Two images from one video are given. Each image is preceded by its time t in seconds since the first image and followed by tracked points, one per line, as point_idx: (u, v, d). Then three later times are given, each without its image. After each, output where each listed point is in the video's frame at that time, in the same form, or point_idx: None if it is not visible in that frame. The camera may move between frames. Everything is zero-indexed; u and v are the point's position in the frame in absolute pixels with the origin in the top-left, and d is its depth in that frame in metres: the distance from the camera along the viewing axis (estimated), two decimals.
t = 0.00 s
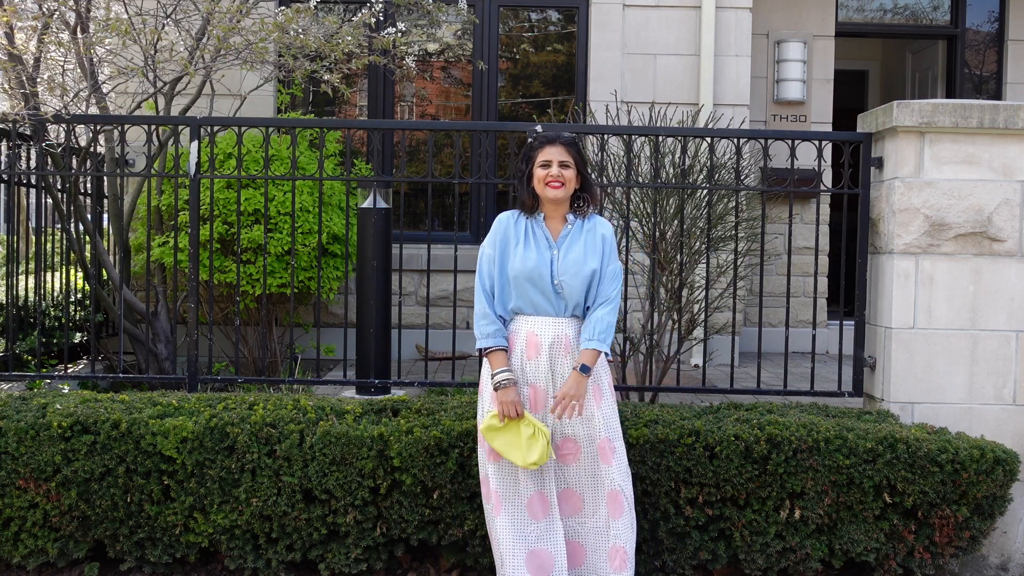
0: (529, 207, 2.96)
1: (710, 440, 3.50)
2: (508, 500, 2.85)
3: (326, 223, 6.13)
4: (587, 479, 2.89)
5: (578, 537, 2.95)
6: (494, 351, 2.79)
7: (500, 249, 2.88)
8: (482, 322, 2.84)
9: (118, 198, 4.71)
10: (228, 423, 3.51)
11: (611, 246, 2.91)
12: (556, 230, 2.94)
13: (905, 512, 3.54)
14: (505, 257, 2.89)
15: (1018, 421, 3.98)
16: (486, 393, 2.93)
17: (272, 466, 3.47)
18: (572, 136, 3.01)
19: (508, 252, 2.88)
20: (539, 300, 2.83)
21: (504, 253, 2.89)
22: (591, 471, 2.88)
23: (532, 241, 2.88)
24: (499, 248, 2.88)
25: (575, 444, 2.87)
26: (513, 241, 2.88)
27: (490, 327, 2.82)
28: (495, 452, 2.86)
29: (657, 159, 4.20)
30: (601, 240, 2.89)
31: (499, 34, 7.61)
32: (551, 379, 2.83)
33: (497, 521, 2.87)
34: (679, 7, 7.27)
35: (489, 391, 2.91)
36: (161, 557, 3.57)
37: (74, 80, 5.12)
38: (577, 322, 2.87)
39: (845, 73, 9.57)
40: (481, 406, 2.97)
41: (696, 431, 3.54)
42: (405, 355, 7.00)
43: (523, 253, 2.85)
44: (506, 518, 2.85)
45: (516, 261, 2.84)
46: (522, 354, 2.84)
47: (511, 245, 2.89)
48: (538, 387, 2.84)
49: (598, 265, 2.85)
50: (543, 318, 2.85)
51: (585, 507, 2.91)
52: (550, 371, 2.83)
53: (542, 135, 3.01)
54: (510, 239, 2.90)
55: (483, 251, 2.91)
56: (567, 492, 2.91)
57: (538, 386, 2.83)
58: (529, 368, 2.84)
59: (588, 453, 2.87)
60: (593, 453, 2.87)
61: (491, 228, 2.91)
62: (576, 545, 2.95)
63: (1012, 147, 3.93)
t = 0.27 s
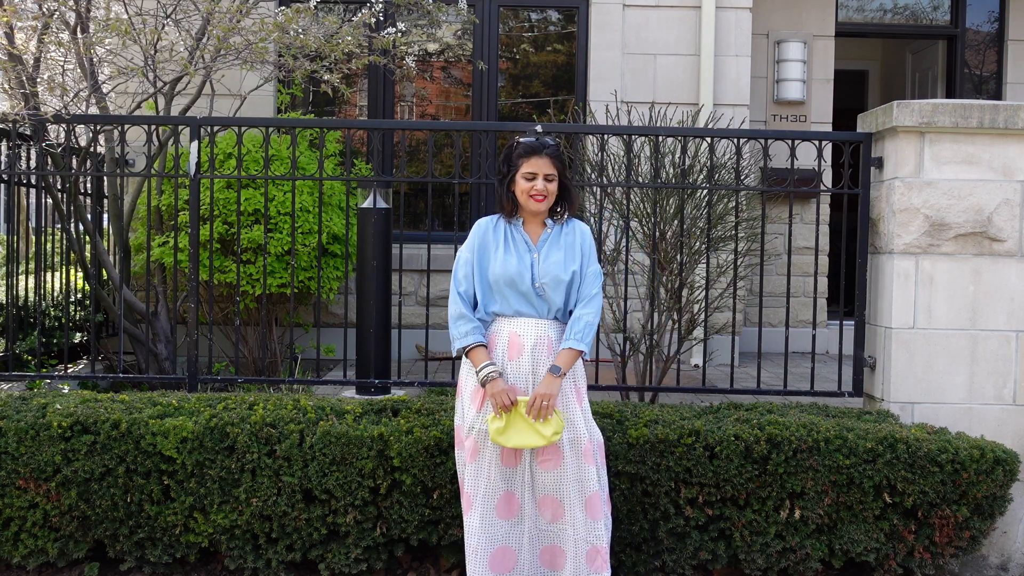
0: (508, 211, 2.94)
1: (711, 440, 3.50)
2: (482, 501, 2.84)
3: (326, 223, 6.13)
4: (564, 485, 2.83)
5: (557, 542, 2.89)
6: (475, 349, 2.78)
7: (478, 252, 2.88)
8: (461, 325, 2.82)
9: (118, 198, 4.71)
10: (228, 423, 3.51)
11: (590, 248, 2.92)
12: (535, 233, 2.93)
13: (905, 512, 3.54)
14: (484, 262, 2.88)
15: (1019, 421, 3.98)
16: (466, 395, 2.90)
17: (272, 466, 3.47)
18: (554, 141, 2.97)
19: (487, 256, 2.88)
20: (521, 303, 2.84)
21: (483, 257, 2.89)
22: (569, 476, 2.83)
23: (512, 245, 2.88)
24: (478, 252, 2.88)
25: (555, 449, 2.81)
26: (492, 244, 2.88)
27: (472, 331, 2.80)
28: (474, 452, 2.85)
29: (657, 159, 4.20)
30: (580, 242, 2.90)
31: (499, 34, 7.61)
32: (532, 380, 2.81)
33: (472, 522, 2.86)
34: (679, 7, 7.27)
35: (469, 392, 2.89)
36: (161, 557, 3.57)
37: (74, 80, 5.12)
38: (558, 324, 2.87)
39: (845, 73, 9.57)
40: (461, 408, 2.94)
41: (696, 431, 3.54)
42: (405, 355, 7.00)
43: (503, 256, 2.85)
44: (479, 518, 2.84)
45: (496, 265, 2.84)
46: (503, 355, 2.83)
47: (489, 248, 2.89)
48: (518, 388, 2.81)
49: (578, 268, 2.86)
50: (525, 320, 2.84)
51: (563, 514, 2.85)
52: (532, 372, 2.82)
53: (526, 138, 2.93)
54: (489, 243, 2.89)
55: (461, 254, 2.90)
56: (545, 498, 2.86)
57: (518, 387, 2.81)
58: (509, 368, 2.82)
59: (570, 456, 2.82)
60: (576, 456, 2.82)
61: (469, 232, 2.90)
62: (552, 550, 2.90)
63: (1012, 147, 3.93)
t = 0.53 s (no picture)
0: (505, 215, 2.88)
1: (711, 440, 3.50)
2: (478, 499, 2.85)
3: (326, 223, 6.13)
4: (561, 484, 2.80)
5: (551, 542, 2.85)
6: (450, 357, 2.77)
7: (468, 254, 2.86)
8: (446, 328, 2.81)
9: (118, 198, 4.71)
10: (228, 423, 3.51)
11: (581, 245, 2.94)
12: (525, 234, 2.92)
13: (905, 512, 3.54)
14: (474, 262, 2.87)
15: (1018, 421, 3.98)
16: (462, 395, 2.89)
17: (272, 466, 3.47)
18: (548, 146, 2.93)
19: (477, 257, 2.87)
20: (515, 301, 2.84)
21: (473, 259, 2.87)
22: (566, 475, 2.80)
23: (503, 244, 2.87)
24: (468, 253, 2.86)
25: (553, 446, 2.79)
26: (481, 246, 2.87)
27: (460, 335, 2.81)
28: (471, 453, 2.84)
29: (657, 159, 4.20)
30: (571, 240, 2.92)
31: (499, 34, 7.61)
32: (530, 379, 2.80)
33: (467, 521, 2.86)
34: (679, 7, 7.27)
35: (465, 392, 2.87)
36: (161, 557, 3.57)
37: (74, 80, 5.12)
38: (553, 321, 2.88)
39: (845, 73, 9.57)
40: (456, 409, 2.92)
41: (696, 431, 3.54)
42: (405, 355, 7.00)
43: (495, 256, 2.85)
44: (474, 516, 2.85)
45: (488, 266, 2.84)
46: (501, 354, 2.82)
47: (479, 250, 2.88)
48: (516, 386, 2.80)
49: (572, 264, 2.88)
50: (520, 319, 2.84)
51: (560, 514, 2.81)
52: (528, 369, 2.81)
53: (527, 146, 2.85)
54: (478, 244, 2.88)
55: (450, 257, 2.89)
56: (541, 498, 2.82)
57: (516, 386, 2.80)
58: (507, 367, 2.81)
59: (566, 454, 2.80)
60: (572, 455, 2.80)
61: (457, 234, 2.88)
62: (548, 550, 2.86)
63: (1012, 147, 3.93)
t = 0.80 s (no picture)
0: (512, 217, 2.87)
1: (711, 440, 3.50)
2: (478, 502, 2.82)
3: (326, 223, 6.13)
4: (561, 487, 2.76)
5: (550, 548, 2.78)
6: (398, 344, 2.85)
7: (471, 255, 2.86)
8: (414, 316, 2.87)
9: (118, 198, 4.71)
10: (228, 423, 3.51)
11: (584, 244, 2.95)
12: (529, 235, 2.92)
13: (905, 512, 3.54)
14: (476, 261, 2.87)
15: (1018, 421, 3.98)
16: (463, 398, 2.87)
17: (272, 466, 3.47)
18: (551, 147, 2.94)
19: (479, 258, 2.87)
20: (519, 302, 2.84)
21: (475, 260, 2.87)
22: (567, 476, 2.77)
23: (506, 244, 2.88)
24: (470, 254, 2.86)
25: (553, 448, 2.77)
26: (484, 246, 2.87)
27: (423, 328, 2.85)
28: (472, 455, 2.81)
29: (657, 159, 4.20)
30: (575, 240, 2.93)
31: (499, 34, 7.61)
32: (533, 380, 2.80)
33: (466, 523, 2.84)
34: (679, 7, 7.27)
35: (468, 395, 2.86)
36: (161, 557, 3.57)
37: (74, 80, 5.11)
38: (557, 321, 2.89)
39: (845, 73, 9.57)
40: (457, 412, 2.91)
41: (696, 431, 3.54)
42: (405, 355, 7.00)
43: (498, 257, 2.84)
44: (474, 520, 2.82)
45: (490, 266, 2.83)
46: (503, 355, 2.82)
47: (481, 251, 2.87)
48: (518, 387, 2.79)
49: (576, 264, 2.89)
50: (524, 320, 2.85)
51: (560, 517, 2.76)
52: (531, 371, 2.80)
53: (533, 147, 2.86)
54: (479, 245, 2.87)
55: (452, 257, 2.89)
56: (541, 500, 2.77)
57: (518, 387, 2.79)
58: (509, 369, 2.81)
59: (565, 456, 2.78)
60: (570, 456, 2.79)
61: (458, 235, 2.88)
62: (548, 556, 2.79)
63: (1012, 147, 3.93)
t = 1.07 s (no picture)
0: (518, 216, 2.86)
1: (711, 440, 3.50)
2: (481, 504, 2.80)
3: (326, 223, 6.13)
4: (564, 487, 2.78)
5: (553, 549, 2.79)
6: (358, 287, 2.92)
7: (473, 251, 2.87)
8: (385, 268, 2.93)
9: (118, 198, 4.71)
10: (228, 423, 3.52)
11: (586, 242, 2.96)
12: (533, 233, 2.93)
13: (905, 512, 3.54)
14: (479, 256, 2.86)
15: (1018, 421, 3.98)
16: (465, 397, 2.87)
17: (272, 466, 3.47)
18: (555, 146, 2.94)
19: (482, 253, 2.87)
20: (522, 298, 2.83)
21: (478, 255, 2.87)
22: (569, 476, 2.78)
23: (510, 240, 2.88)
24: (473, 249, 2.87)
25: (555, 448, 2.78)
26: (487, 241, 2.87)
27: (386, 279, 2.90)
28: (474, 457, 2.80)
29: (657, 159, 4.20)
30: (577, 238, 2.94)
31: (499, 34, 7.61)
32: (535, 380, 2.80)
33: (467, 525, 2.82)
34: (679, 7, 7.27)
35: (470, 394, 2.85)
36: (161, 557, 3.57)
37: (74, 80, 5.11)
38: (559, 320, 2.88)
39: (845, 73, 9.57)
40: (459, 412, 2.90)
41: (696, 431, 3.54)
42: (406, 355, 7.00)
43: (501, 252, 2.84)
44: (476, 523, 2.79)
45: (493, 260, 2.83)
46: (506, 354, 2.81)
47: (484, 246, 2.87)
48: (521, 387, 2.79)
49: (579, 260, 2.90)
50: (526, 318, 2.84)
51: (562, 518, 2.78)
52: (533, 370, 2.80)
53: (537, 146, 2.86)
54: (482, 240, 2.88)
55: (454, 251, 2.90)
56: (542, 500, 2.79)
57: (521, 386, 2.79)
58: (512, 368, 2.80)
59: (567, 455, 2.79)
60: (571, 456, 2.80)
61: (461, 230, 2.89)
62: (550, 558, 2.80)
63: (1012, 147, 3.93)
